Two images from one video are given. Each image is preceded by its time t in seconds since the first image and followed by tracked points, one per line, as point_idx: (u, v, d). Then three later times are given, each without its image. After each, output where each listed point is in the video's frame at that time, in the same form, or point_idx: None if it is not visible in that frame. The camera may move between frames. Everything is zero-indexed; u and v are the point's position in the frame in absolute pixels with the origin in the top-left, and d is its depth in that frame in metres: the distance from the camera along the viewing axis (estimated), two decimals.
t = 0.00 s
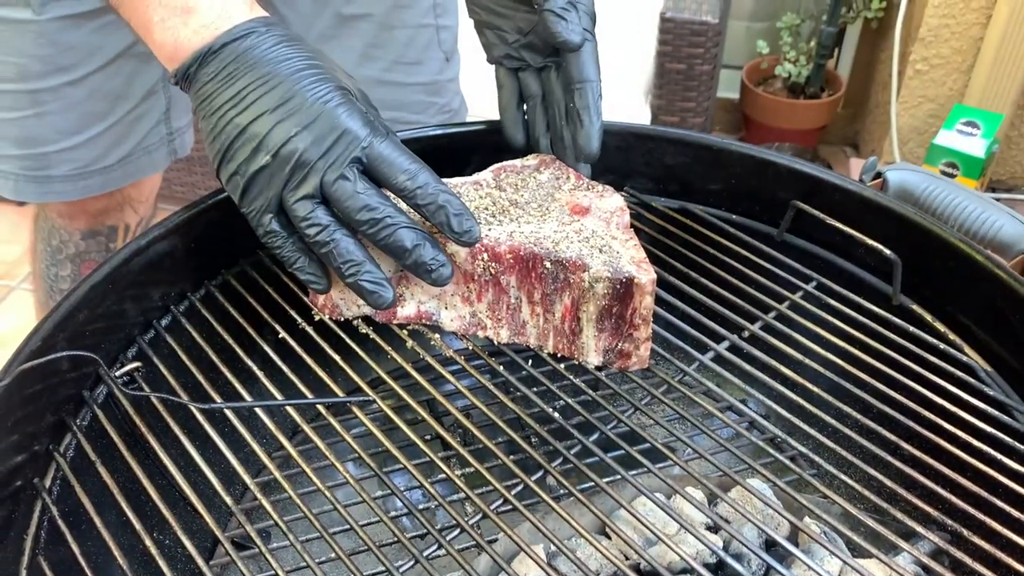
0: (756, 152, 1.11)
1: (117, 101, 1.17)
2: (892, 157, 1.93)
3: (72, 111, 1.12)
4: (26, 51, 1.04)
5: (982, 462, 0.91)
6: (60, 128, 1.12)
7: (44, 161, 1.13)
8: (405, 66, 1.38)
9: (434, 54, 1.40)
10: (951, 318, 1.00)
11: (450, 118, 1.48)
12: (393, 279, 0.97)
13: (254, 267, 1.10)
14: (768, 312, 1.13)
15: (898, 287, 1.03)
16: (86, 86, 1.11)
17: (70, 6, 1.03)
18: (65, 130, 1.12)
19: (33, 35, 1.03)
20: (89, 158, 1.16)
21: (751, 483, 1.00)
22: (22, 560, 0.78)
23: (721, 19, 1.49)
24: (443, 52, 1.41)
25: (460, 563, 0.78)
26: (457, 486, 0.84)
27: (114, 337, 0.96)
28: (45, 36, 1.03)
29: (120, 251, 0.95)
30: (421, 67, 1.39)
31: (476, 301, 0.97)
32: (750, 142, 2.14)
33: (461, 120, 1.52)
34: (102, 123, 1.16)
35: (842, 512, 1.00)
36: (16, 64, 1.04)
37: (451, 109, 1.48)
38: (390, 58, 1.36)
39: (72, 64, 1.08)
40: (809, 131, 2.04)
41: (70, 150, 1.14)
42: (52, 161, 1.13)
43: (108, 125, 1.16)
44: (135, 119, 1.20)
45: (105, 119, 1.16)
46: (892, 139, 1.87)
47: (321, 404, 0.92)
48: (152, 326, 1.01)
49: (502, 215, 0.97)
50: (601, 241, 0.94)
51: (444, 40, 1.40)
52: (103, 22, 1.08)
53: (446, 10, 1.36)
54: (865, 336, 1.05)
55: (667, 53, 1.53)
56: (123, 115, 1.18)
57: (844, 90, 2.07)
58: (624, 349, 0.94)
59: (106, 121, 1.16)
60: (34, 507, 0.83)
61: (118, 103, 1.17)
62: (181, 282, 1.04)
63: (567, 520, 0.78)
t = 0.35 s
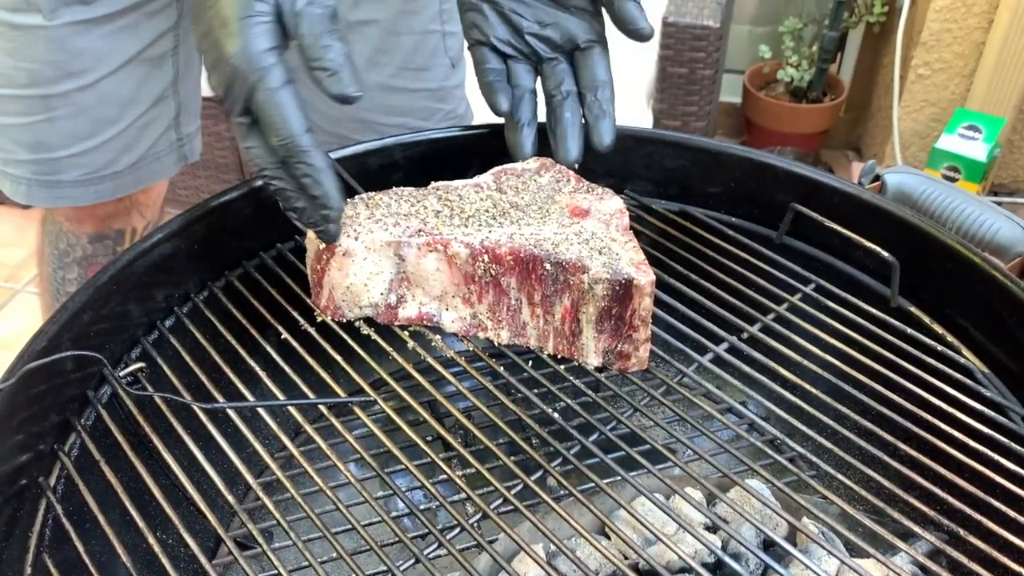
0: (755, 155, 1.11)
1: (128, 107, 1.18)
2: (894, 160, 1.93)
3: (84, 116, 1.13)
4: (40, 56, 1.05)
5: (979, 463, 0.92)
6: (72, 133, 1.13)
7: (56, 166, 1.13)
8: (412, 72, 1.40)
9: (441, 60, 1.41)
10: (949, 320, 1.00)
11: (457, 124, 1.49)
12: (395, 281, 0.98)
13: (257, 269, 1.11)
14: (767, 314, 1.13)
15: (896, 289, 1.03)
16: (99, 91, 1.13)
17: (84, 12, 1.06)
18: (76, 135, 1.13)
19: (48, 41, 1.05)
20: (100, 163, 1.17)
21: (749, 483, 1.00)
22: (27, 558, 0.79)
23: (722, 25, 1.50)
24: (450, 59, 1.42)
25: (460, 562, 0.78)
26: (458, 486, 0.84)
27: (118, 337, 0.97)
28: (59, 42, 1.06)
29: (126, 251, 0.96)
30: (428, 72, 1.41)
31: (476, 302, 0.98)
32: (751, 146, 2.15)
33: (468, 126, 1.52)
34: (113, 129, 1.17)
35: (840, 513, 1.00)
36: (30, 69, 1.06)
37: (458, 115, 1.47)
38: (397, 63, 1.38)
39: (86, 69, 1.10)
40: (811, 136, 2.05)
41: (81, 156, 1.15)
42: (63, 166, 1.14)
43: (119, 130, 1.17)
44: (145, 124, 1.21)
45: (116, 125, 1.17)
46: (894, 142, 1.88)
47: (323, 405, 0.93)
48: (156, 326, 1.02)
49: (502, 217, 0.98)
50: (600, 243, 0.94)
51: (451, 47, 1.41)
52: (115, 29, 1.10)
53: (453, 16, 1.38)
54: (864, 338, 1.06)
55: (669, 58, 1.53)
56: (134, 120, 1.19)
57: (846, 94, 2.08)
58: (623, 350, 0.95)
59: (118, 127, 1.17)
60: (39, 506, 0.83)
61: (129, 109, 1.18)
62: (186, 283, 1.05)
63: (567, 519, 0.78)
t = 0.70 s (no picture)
0: (754, 155, 1.12)
1: (132, 109, 1.18)
2: (896, 161, 1.93)
3: (87, 118, 1.13)
4: (43, 57, 1.06)
5: (976, 462, 0.92)
6: (75, 134, 1.13)
7: (60, 167, 1.14)
8: (418, 75, 1.40)
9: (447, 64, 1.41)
10: (945, 319, 1.01)
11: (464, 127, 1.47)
12: (393, 279, 0.98)
13: (257, 267, 1.12)
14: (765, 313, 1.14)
15: (894, 288, 1.03)
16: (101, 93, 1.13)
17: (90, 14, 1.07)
18: (79, 137, 1.14)
19: (50, 42, 1.06)
20: (104, 165, 1.17)
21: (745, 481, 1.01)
22: (27, 552, 0.80)
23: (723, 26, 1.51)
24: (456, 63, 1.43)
25: (457, 559, 0.79)
26: (456, 483, 0.84)
27: (119, 335, 0.97)
28: (63, 43, 1.06)
29: (127, 250, 0.97)
30: (434, 76, 1.41)
31: (475, 300, 0.98)
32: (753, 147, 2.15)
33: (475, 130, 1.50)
34: (117, 130, 1.17)
35: (837, 511, 1.01)
36: (33, 70, 1.07)
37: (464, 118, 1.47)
38: (403, 66, 1.39)
39: (89, 71, 1.10)
40: (812, 137, 2.05)
41: (86, 157, 1.15)
42: (67, 167, 1.14)
43: (123, 131, 1.17)
44: (150, 126, 1.21)
45: (120, 127, 1.17)
46: (895, 143, 1.88)
47: (322, 402, 0.93)
48: (156, 324, 1.02)
49: (501, 216, 0.99)
50: (598, 241, 0.95)
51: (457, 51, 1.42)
52: (117, 31, 1.11)
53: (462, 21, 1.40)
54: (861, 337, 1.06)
55: (671, 59, 1.54)
56: (138, 122, 1.19)
57: (848, 96, 2.08)
58: (621, 348, 0.96)
59: (122, 129, 1.17)
60: (39, 501, 0.84)
61: (132, 111, 1.17)
62: (187, 280, 1.05)
63: (564, 516, 0.79)
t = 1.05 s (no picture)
0: (758, 146, 1.11)
1: (111, 105, 1.16)
2: (899, 156, 1.93)
3: (63, 114, 1.12)
4: (21, 50, 1.04)
5: (982, 453, 0.92)
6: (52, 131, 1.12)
7: (36, 163, 1.13)
8: (414, 75, 1.34)
9: (446, 63, 1.35)
10: (950, 310, 1.00)
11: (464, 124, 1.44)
12: (397, 271, 0.98)
13: (260, 259, 1.12)
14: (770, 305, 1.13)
15: (899, 280, 1.03)
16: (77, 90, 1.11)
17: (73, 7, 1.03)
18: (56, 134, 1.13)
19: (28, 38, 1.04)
20: (80, 161, 1.16)
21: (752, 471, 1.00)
22: (30, 542, 0.79)
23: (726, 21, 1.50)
24: (456, 61, 1.37)
25: (461, 551, 0.78)
26: (461, 475, 0.84)
27: (121, 326, 0.97)
28: (39, 34, 1.04)
29: (127, 242, 0.96)
30: (431, 76, 1.36)
31: (478, 292, 0.98)
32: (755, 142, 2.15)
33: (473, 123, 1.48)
34: (95, 127, 1.15)
35: (842, 502, 1.01)
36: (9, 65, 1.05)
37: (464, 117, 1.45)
38: (398, 66, 1.33)
39: (68, 65, 1.08)
40: (814, 132, 2.05)
41: (63, 153, 1.14)
42: (44, 163, 1.13)
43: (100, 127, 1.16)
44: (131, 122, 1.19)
45: (99, 123, 1.15)
46: (898, 138, 1.87)
47: (324, 394, 0.92)
48: (158, 316, 1.02)
49: (504, 207, 0.98)
50: (603, 232, 0.94)
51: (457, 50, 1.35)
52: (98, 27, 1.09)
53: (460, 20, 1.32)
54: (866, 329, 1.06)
55: (673, 53, 1.53)
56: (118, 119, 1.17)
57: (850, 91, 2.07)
58: (625, 340, 0.96)
59: (100, 126, 1.15)
60: (42, 492, 0.84)
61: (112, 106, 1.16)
62: (190, 272, 1.05)
63: (569, 507, 0.78)
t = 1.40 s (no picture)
0: (752, 144, 1.11)
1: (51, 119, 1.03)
2: (895, 153, 1.93)
3: None
4: None
5: (977, 452, 0.92)
6: None
7: None
8: (376, 70, 1.27)
9: (406, 56, 1.29)
10: (945, 308, 1.01)
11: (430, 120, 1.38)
12: (391, 271, 0.98)
13: (255, 260, 1.11)
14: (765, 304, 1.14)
15: (894, 278, 1.03)
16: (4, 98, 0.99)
17: None
18: None
19: None
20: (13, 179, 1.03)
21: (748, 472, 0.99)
22: (24, 546, 0.79)
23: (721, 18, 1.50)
24: (415, 53, 1.30)
25: (457, 552, 0.78)
26: (457, 476, 0.83)
27: (116, 328, 0.97)
28: None
29: (120, 244, 0.96)
30: (392, 69, 1.28)
31: (473, 292, 0.98)
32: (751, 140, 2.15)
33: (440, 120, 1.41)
34: (30, 142, 1.02)
35: (838, 501, 1.01)
36: None
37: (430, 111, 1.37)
38: (359, 62, 1.25)
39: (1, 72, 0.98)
40: (811, 129, 2.04)
41: None
42: None
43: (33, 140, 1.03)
44: (72, 137, 1.06)
45: (37, 138, 1.03)
46: (894, 135, 1.87)
47: (320, 395, 0.92)
48: (153, 317, 1.02)
49: (499, 207, 0.98)
50: (598, 232, 0.94)
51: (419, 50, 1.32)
52: (31, 30, 0.97)
53: (414, 10, 1.26)
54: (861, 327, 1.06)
55: (669, 51, 1.53)
56: (56, 134, 1.04)
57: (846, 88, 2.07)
58: (620, 340, 0.95)
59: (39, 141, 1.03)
60: (36, 495, 0.83)
61: (50, 120, 1.03)
62: (184, 273, 1.05)
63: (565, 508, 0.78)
